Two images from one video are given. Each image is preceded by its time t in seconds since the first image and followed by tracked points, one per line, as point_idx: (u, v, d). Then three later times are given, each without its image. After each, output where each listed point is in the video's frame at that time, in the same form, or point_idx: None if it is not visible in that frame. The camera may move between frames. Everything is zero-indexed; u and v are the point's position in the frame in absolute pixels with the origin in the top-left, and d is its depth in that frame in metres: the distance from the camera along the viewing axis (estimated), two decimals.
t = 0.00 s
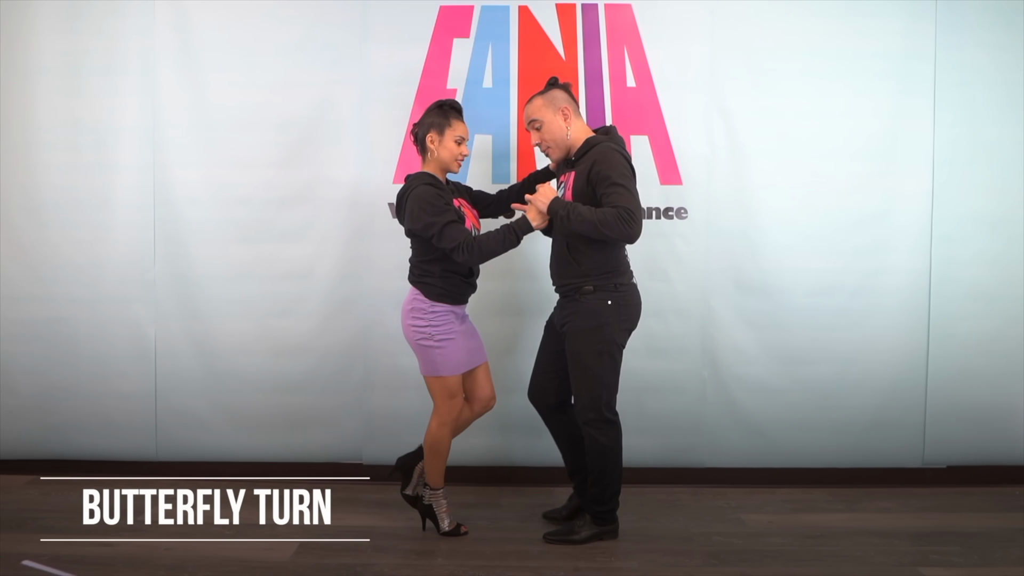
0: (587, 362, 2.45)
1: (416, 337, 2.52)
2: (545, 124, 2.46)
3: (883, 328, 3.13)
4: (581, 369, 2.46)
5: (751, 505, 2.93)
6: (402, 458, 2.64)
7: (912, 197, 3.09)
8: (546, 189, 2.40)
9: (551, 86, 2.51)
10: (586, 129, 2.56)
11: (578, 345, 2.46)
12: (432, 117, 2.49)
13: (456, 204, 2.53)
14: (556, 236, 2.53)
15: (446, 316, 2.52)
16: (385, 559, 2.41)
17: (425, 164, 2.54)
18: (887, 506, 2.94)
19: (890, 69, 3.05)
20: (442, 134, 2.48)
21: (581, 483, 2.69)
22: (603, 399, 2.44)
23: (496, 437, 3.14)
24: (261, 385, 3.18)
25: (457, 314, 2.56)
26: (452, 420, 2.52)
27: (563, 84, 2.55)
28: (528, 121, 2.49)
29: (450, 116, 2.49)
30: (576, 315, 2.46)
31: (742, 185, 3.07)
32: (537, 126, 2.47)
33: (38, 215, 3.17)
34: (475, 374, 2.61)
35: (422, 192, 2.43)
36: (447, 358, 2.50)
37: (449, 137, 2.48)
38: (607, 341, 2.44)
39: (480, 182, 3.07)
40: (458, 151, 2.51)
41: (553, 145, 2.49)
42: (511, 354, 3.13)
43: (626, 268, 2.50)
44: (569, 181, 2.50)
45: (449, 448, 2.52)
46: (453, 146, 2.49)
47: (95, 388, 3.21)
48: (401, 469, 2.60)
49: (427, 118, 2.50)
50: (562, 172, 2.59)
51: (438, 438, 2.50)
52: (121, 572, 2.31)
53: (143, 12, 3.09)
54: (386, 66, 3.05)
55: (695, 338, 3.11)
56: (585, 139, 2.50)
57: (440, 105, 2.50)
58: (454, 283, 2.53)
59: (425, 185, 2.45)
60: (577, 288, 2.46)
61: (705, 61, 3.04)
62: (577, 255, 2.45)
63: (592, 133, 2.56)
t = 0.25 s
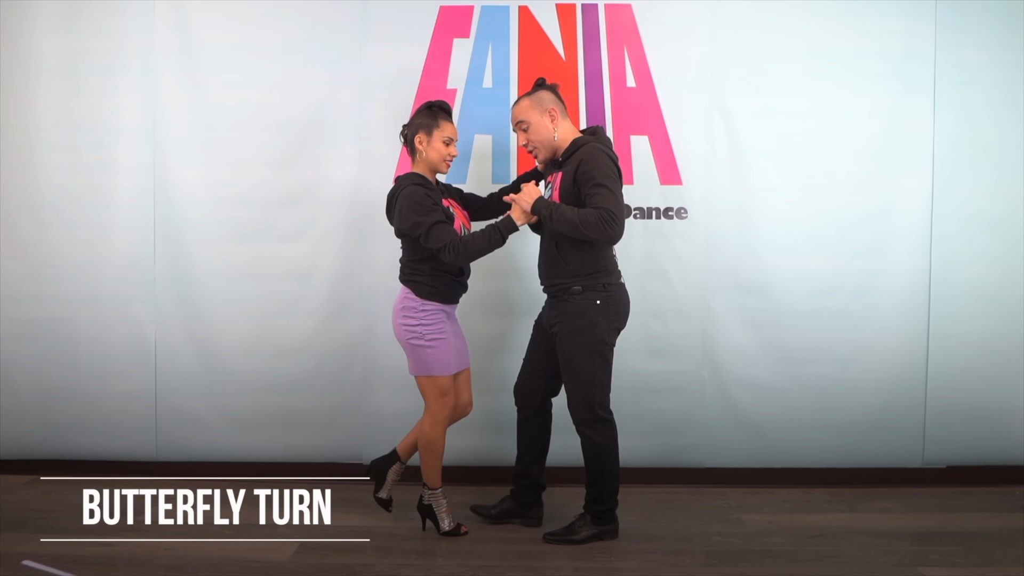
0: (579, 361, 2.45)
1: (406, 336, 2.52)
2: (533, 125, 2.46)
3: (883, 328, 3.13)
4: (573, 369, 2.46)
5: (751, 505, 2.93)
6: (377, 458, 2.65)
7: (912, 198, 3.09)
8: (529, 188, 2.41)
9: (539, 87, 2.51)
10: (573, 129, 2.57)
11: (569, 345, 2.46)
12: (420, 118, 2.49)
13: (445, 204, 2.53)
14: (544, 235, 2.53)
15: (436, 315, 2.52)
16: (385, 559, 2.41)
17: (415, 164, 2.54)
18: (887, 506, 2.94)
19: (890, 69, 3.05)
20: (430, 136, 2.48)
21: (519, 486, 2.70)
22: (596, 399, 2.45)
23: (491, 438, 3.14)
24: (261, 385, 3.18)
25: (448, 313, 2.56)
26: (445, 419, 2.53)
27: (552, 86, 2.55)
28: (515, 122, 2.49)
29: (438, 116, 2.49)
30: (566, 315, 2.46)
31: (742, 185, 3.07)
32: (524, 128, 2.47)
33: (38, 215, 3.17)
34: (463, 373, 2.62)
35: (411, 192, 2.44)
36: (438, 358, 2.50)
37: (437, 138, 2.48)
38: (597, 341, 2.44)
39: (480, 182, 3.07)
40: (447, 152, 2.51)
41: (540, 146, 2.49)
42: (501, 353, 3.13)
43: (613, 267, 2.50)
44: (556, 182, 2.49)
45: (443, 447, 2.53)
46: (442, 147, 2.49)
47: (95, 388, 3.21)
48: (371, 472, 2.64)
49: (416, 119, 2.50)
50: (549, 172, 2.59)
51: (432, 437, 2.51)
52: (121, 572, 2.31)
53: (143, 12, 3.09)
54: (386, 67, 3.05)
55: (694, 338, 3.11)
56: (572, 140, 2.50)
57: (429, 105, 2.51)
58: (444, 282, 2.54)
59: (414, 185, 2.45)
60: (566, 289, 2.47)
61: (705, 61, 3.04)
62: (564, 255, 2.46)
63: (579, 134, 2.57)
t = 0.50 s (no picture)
0: (563, 361, 2.45)
1: (394, 337, 2.52)
2: (515, 126, 2.45)
3: (883, 328, 3.13)
4: (557, 369, 2.46)
5: (751, 505, 2.93)
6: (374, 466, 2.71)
7: (912, 198, 3.09)
8: (511, 188, 2.41)
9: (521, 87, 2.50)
10: (555, 130, 2.56)
11: (552, 345, 2.46)
12: (405, 120, 2.49)
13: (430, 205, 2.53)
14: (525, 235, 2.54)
15: (424, 314, 2.52)
16: (385, 559, 2.41)
17: (399, 165, 2.55)
18: (887, 506, 2.94)
19: (891, 69, 3.05)
20: (414, 137, 2.49)
21: (512, 489, 2.69)
22: (585, 396, 2.45)
23: (482, 436, 3.15)
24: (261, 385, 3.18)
25: (434, 311, 2.57)
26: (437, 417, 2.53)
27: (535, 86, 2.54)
28: (497, 124, 2.48)
29: (422, 118, 2.50)
30: (548, 316, 2.46)
31: (742, 185, 3.07)
32: (506, 128, 2.46)
33: (38, 215, 3.17)
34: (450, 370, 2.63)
35: (395, 193, 2.44)
36: (427, 357, 2.50)
37: (421, 139, 2.48)
38: (580, 340, 2.44)
39: (479, 183, 3.07)
40: (430, 154, 2.51)
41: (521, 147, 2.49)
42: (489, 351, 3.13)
43: (594, 267, 2.51)
44: (538, 182, 2.50)
45: (438, 445, 2.54)
46: (425, 149, 2.50)
47: (95, 388, 3.21)
48: (360, 497, 2.66)
49: (400, 121, 2.51)
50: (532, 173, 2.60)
51: (427, 436, 2.51)
52: (121, 572, 2.31)
53: (143, 12, 3.09)
54: (386, 67, 3.05)
55: (694, 338, 3.11)
56: (554, 141, 2.50)
57: (414, 107, 2.52)
58: (430, 282, 2.53)
59: (398, 186, 2.46)
60: (546, 290, 2.47)
61: (705, 61, 3.04)
62: (545, 255, 2.47)
63: (560, 134, 2.56)
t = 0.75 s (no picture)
0: (550, 359, 2.45)
1: (374, 338, 2.52)
2: (497, 126, 2.45)
3: (883, 328, 3.13)
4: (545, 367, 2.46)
5: (751, 505, 2.93)
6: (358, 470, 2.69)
7: (912, 198, 3.09)
8: (494, 188, 2.41)
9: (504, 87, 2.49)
10: (538, 129, 2.56)
11: (539, 343, 2.46)
12: (385, 120, 2.50)
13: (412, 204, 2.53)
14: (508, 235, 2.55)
15: (402, 314, 2.52)
16: (385, 559, 2.41)
17: (380, 164, 2.56)
18: (888, 506, 2.94)
19: (891, 69, 3.05)
20: (394, 138, 2.49)
21: (512, 489, 2.69)
22: (574, 392, 2.45)
23: (469, 433, 3.15)
24: (261, 385, 3.18)
25: (413, 311, 2.56)
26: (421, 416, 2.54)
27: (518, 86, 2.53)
28: (480, 124, 2.48)
29: (402, 118, 2.50)
30: (534, 314, 2.46)
31: (742, 185, 3.07)
32: (489, 129, 2.46)
33: (38, 215, 3.17)
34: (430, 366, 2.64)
35: (377, 192, 2.44)
36: (408, 357, 2.51)
37: (400, 139, 2.49)
38: (565, 337, 2.45)
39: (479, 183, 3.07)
40: (411, 154, 2.51)
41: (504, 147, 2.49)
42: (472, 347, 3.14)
43: (577, 264, 2.52)
44: (521, 181, 2.50)
45: (428, 443, 2.54)
46: (405, 149, 2.50)
47: (95, 388, 3.21)
48: (353, 505, 2.65)
49: (381, 121, 2.51)
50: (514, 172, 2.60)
51: (416, 435, 2.51)
52: (121, 572, 2.31)
53: (143, 12, 3.09)
54: (386, 67, 3.05)
55: (694, 338, 3.11)
56: (537, 141, 2.50)
57: (394, 108, 2.51)
58: (410, 281, 2.54)
59: (380, 185, 2.46)
60: (530, 288, 2.47)
61: (705, 61, 3.04)
62: (528, 254, 2.47)
63: (543, 134, 2.56)
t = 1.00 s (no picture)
0: (539, 356, 2.46)
1: (359, 338, 2.52)
2: (484, 126, 2.45)
3: (884, 328, 3.13)
4: (534, 364, 2.47)
5: (751, 505, 2.93)
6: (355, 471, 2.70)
7: (913, 198, 3.09)
8: (480, 188, 2.42)
9: (490, 88, 2.50)
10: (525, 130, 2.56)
11: (528, 341, 2.46)
12: (369, 120, 2.51)
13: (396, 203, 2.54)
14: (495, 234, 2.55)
15: (385, 313, 2.52)
16: (385, 559, 2.41)
17: (364, 164, 2.57)
18: (888, 506, 2.94)
19: (891, 69, 3.05)
20: (377, 137, 2.50)
21: (511, 488, 2.69)
22: (564, 390, 2.46)
23: (456, 432, 3.15)
24: (261, 385, 3.18)
25: (396, 310, 2.56)
26: (414, 414, 2.55)
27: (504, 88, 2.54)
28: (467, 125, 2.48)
29: (386, 118, 2.51)
30: (523, 313, 2.46)
31: (742, 185, 3.07)
32: (476, 129, 2.46)
33: (38, 215, 3.17)
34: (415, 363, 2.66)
35: (361, 190, 2.45)
36: (394, 355, 2.51)
37: (384, 139, 2.50)
38: (553, 335, 2.45)
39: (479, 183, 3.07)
40: (394, 153, 2.53)
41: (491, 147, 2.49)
42: (460, 346, 3.13)
43: (565, 263, 2.52)
44: (508, 181, 2.50)
45: (421, 440, 2.56)
46: (388, 148, 2.51)
47: (95, 388, 3.21)
48: (352, 507, 2.66)
49: (365, 121, 2.53)
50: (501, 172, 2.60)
51: (409, 432, 2.52)
52: (121, 572, 2.31)
53: (142, 12, 3.09)
54: (386, 67, 3.05)
55: (694, 338, 3.11)
56: (523, 141, 2.50)
57: (378, 108, 2.52)
58: (394, 280, 2.54)
59: (364, 183, 2.46)
60: (518, 287, 2.48)
61: (705, 61, 3.03)
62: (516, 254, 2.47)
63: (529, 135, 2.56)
